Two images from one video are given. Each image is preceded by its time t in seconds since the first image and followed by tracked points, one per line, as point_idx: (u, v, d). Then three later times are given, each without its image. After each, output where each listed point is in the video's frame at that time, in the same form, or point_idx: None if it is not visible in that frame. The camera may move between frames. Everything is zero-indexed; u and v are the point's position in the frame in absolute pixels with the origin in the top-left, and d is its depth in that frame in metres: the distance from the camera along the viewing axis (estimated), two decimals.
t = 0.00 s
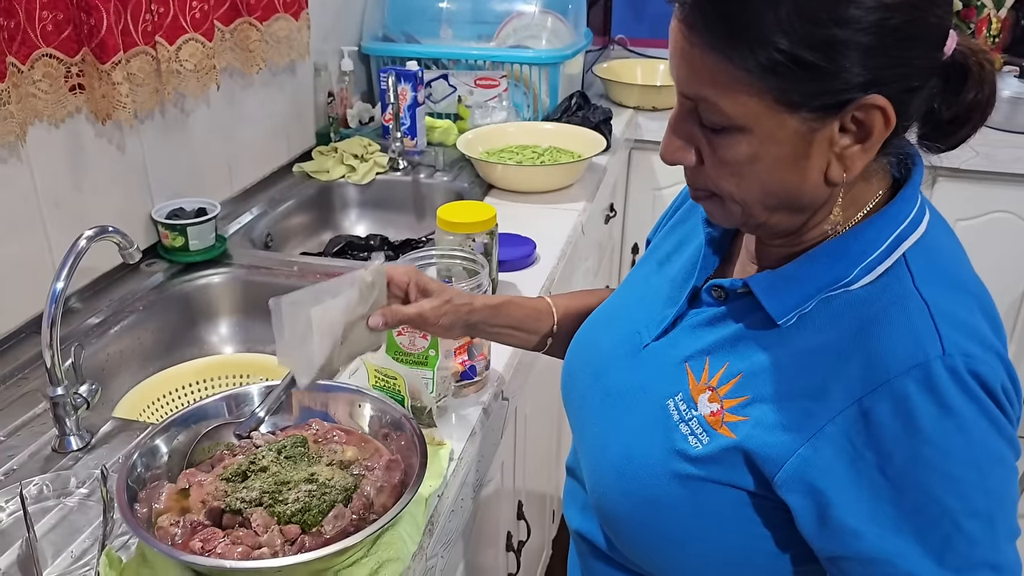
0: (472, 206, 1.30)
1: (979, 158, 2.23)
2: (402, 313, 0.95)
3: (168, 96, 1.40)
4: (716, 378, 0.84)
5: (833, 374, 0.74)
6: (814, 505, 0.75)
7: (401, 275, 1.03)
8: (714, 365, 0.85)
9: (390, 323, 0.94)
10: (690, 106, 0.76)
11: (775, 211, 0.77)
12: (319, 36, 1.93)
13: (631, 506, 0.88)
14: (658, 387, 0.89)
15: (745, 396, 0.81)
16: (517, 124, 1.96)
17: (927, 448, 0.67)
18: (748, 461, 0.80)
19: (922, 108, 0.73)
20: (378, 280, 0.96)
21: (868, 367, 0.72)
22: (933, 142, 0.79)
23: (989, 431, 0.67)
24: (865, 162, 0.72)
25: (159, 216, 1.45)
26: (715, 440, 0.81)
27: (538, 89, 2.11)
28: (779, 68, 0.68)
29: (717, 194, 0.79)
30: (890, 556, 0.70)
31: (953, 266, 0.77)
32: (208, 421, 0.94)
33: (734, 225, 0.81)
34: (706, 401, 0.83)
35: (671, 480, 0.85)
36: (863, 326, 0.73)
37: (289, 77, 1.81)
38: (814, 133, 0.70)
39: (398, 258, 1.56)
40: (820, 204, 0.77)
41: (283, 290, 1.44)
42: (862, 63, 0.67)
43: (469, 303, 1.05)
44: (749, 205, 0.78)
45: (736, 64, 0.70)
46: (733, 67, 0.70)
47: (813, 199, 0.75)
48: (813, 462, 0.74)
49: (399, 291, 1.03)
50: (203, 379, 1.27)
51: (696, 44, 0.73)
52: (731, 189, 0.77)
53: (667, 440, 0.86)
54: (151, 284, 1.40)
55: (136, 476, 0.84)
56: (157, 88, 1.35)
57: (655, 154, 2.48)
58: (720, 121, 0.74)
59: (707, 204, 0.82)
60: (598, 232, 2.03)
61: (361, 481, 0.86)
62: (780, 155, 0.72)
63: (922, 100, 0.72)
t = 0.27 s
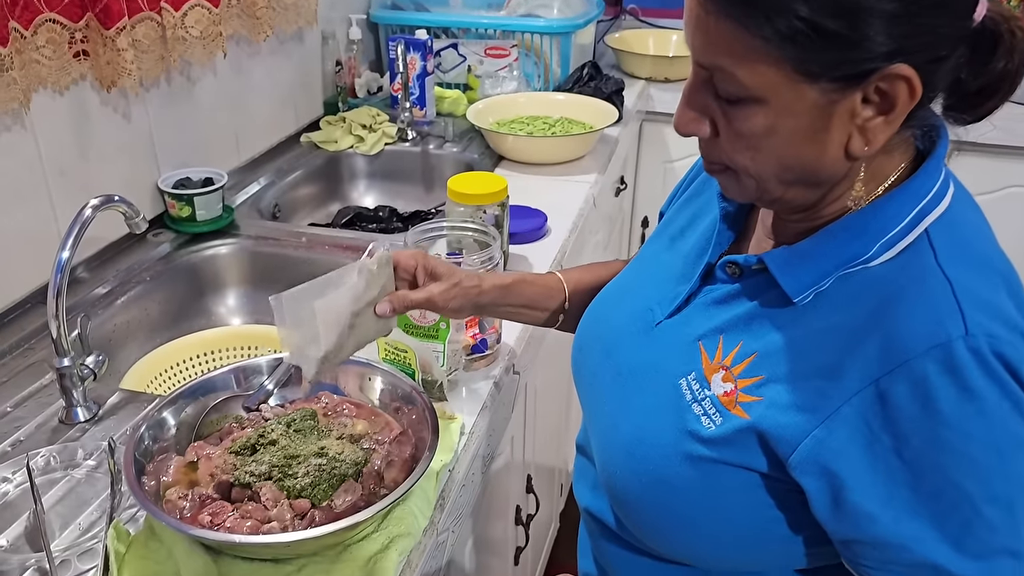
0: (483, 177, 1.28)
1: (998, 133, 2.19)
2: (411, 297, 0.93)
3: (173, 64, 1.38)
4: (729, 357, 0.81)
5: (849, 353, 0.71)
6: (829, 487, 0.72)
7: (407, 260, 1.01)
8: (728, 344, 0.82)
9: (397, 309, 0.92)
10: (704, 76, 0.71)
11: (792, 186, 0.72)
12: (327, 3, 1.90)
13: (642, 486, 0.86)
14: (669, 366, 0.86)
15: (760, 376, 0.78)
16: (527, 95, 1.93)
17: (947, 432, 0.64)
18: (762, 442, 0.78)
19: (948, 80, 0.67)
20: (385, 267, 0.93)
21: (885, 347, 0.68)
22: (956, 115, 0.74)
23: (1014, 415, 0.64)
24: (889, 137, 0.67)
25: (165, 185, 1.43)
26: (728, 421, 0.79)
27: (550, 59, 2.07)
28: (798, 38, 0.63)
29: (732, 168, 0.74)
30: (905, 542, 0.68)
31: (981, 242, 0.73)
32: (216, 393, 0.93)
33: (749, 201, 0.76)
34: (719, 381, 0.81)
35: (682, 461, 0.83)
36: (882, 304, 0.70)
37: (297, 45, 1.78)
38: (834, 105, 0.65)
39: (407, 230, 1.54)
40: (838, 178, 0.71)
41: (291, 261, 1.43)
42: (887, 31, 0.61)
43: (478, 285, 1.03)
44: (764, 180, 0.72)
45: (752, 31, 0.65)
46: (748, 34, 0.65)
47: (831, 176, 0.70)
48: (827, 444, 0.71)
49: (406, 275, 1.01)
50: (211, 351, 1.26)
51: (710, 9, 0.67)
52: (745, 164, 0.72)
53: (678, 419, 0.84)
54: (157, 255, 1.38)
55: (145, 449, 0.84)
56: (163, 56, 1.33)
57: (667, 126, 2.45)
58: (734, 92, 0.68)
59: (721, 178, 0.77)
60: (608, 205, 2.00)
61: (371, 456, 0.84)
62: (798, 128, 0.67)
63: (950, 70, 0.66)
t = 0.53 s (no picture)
0: (495, 138, 1.25)
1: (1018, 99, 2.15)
2: (394, 268, 0.91)
3: (177, 21, 1.34)
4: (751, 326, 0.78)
5: (879, 323, 0.68)
6: (856, 462, 0.70)
7: (392, 227, 0.98)
8: (750, 312, 0.79)
9: (379, 279, 0.90)
10: (734, 29, 0.68)
11: (823, 146, 0.69)
12: None
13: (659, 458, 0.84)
14: (687, 334, 0.83)
15: (783, 345, 0.75)
16: (539, 56, 1.89)
17: (984, 406, 0.61)
18: (784, 414, 0.76)
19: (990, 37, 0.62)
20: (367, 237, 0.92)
21: (919, 316, 0.65)
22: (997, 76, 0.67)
23: None
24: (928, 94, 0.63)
25: (169, 145, 1.40)
26: (751, 392, 0.77)
27: (561, 20, 2.03)
28: None
29: (759, 127, 0.71)
30: (935, 519, 0.66)
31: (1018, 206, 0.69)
32: (223, 358, 0.90)
33: (777, 162, 0.73)
34: (741, 350, 0.78)
35: (701, 432, 0.80)
36: (916, 271, 0.67)
37: (303, 3, 1.74)
38: (871, 60, 0.61)
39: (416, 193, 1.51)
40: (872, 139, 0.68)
41: (297, 225, 1.40)
42: None
43: (465, 255, 0.98)
44: (794, 139, 0.69)
45: None
46: None
47: (866, 135, 0.67)
48: (855, 416, 0.68)
49: (390, 244, 0.99)
50: (217, 315, 1.24)
51: None
52: (775, 122, 0.69)
53: (697, 390, 0.81)
54: (161, 217, 1.35)
55: (150, 416, 0.82)
56: (166, 13, 1.31)
57: (679, 90, 2.40)
58: (765, 45, 0.65)
59: (747, 139, 0.74)
60: (619, 169, 1.97)
61: (382, 424, 0.83)
62: (831, 85, 0.63)
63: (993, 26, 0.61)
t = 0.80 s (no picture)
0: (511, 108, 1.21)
1: None
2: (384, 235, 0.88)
3: None
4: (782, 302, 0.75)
5: (920, 300, 0.66)
6: (896, 445, 0.67)
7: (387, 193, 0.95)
8: (780, 288, 0.76)
9: (369, 245, 0.87)
10: None
11: (861, 113, 0.65)
12: None
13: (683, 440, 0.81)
14: (713, 311, 0.81)
15: (817, 323, 0.72)
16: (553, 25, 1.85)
17: None
18: (817, 394, 0.73)
19: None
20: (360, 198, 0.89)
21: (964, 291, 0.63)
22: None
23: None
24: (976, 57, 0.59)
25: (176, 114, 1.37)
26: (782, 372, 0.74)
27: None
28: None
29: (793, 93, 0.68)
30: (978, 505, 0.64)
31: None
32: (232, 331, 0.88)
33: (811, 131, 0.70)
34: (771, 328, 0.75)
35: (728, 414, 0.78)
36: (961, 244, 0.64)
37: None
38: (917, 20, 0.57)
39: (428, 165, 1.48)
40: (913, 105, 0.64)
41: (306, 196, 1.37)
42: None
43: (460, 229, 0.94)
44: (831, 106, 0.66)
45: None
46: None
47: (907, 101, 0.63)
48: (895, 397, 0.66)
49: (384, 211, 0.96)
50: (225, 288, 1.21)
51: None
52: (810, 88, 0.65)
53: (724, 370, 0.78)
54: (167, 187, 1.32)
55: (157, 392, 0.79)
56: None
57: (694, 61, 2.35)
58: (802, 5, 0.61)
59: (779, 105, 0.70)
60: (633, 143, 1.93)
61: (395, 402, 0.80)
62: (872, 47, 0.59)
63: None
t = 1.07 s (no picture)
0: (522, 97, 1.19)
1: None
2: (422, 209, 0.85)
3: None
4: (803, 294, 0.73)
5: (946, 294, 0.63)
6: (918, 445, 0.65)
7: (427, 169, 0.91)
8: (801, 279, 0.74)
9: (407, 219, 0.84)
10: None
11: (892, 100, 0.63)
12: None
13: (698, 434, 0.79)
14: (731, 303, 0.78)
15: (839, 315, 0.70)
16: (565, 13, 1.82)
17: None
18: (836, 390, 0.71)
19: None
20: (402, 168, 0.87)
21: (993, 285, 0.60)
22: None
23: None
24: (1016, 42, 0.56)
25: (182, 101, 1.34)
26: (801, 366, 0.72)
27: None
28: None
29: (820, 79, 0.65)
30: (1003, 509, 0.61)
31: None
32: (238, 325, 0.86)
33: (837, 119, 0.68)
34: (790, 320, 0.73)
35: (745, 407, 0.76)
36: (991, 237, 0.62)
37: None
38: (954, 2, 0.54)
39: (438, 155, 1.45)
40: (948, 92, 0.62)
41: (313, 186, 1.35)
42: None
43: (496, 212, 0.92)
44: (860, 93, 0.63)
45: None
46: None
47: (941, 88, 0.60)
48: (920, 394, 0.63)
49: (423, 188, 0.92)
50: (233, 278, 1.19)
51: None
52: (839, 73, 0.63)
53: (742, 362, 0.76)
54: (174, 175, 1.31)
55: (161, 387, 0.78)
56: None
57: (707, 50, 2.32)
58: None
59: (804, 92, 0.68)
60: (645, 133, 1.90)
61: (405, 398, 0.78)
62: (906, 30, 0.57)
63: None
